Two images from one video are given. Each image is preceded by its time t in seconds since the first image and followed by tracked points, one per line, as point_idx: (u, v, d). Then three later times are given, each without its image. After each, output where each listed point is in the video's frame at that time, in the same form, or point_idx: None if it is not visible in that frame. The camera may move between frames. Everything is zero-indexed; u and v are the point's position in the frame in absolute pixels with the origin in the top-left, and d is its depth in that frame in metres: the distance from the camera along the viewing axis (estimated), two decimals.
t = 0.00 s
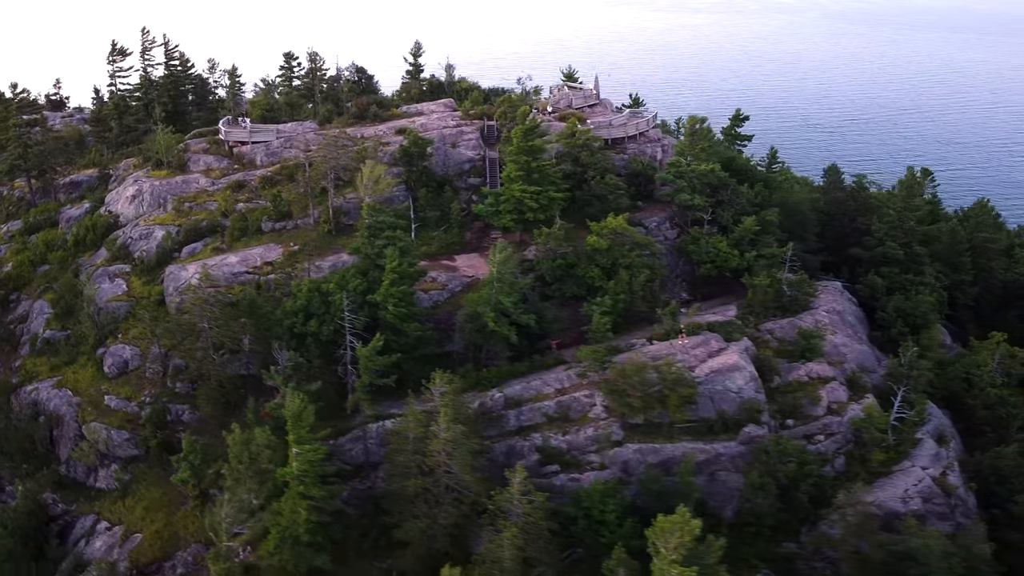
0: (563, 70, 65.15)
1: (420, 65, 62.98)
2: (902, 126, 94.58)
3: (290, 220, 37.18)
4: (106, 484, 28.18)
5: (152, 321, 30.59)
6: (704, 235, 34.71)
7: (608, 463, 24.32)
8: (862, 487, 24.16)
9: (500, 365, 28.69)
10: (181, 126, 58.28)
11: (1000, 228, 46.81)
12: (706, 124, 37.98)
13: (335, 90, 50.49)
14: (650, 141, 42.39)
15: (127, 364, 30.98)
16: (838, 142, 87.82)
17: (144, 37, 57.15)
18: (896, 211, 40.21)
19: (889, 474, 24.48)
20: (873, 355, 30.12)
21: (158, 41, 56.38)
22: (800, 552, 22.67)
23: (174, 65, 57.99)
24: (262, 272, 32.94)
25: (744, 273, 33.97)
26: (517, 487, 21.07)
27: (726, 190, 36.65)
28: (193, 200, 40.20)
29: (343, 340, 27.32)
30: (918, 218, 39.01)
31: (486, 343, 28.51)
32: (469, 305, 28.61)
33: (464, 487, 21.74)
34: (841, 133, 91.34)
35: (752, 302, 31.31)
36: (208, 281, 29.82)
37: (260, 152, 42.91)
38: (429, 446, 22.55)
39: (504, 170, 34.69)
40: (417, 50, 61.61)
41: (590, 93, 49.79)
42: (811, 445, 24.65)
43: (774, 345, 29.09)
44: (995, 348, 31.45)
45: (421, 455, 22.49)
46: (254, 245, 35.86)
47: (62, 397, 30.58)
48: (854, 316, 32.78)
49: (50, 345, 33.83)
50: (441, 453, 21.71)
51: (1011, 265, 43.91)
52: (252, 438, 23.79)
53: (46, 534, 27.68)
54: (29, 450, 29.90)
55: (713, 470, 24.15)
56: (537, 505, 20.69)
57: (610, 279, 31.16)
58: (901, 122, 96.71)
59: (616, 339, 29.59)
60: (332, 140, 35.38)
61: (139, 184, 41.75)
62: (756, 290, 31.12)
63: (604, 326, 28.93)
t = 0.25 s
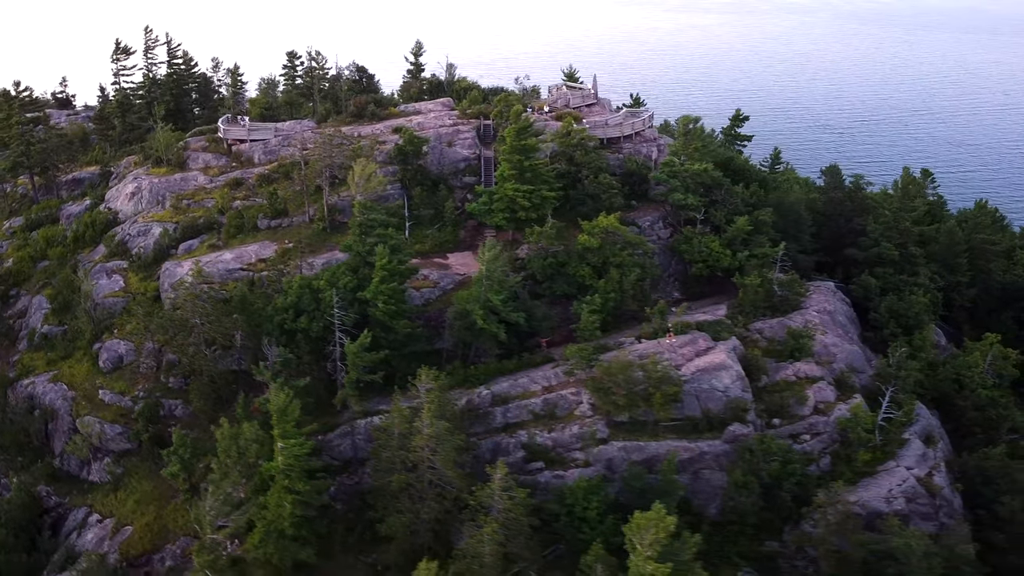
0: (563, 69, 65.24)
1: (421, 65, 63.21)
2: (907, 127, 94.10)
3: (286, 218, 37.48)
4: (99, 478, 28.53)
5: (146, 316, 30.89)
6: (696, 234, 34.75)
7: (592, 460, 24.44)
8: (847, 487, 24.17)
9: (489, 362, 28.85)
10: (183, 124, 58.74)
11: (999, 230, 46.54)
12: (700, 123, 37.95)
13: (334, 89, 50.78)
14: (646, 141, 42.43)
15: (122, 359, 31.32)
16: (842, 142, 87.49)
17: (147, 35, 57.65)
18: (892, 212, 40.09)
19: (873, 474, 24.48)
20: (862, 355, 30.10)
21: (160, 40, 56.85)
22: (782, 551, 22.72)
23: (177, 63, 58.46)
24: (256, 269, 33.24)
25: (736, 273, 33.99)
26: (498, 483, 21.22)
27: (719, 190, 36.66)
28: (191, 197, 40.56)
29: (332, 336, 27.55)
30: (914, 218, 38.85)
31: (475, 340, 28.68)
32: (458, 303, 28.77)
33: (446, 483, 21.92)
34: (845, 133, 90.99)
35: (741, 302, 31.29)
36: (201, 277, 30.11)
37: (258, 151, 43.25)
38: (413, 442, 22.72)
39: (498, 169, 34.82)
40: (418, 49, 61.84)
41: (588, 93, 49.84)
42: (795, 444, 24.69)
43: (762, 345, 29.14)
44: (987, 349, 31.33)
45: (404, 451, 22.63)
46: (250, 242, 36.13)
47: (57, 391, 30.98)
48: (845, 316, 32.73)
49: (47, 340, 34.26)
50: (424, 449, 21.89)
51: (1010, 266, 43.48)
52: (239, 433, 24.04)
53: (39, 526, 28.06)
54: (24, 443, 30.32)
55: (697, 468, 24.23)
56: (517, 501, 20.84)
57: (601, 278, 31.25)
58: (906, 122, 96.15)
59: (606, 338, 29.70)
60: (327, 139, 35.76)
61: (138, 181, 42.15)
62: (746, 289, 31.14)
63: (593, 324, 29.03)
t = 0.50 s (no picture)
0: (564, 69, 65.33)
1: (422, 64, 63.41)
2: (911, 128, 93.68)
3: (282, 216, 37.79)
4: (92, 471, 28.92)
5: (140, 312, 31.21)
6: (688, 234, 34.80)
7: (577, 457, 24.60)
8: (830, 486, 24.23)
9: (478, 360, 29.03)
10: (185, 122, 59.17)
11: (997, 231, 46.40)
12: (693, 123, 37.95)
13: (334, 88, 51.06)
14: (642, 140, 42.48)
15: (117, 354, 31.60)
16: (845, 143, 87.20)
17: (150, 34, 58.10)
18: (888, 213, 39.98)
19: (858, 474, 24.51)
20: (852, 355, 30.10)
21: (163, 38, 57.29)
22: (764, 549, 22.81)
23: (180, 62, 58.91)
24: (251, 266, 33.58)
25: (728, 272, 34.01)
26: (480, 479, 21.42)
27: (713, 189, 36.66)
28: (189, 194, 40.92)
29: (322, 333, 27.80)
30: (910, 219, 38.72)
31: (464, 338, 28.87)
32: (448, 301, 28.96)
33: (430, 479, 22.14)
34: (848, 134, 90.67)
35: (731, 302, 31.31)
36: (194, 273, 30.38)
37: (256, 149, 43.62)
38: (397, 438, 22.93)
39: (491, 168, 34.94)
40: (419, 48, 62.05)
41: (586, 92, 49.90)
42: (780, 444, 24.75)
43: (751, 344, 29.18)
44: (979, 349, 31.24)
45: (389, 447, 22.83)
46: (245, 239, 36.41)
47: (53, 385, 31.39)
48: (837, 316, 32.71)
49: (45, 335, 34.70)
50: (408, 444, 22.11)
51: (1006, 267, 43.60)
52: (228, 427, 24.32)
53: (32, 518, 28.47)
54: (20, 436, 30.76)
55: (681, 466, 24.34)
56: (499, 497, 21.03)
57: (591, 277, 31.35)
58: (911, 123, 95.71)
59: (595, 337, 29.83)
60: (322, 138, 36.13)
61: (138, 178, 42.55)
62: (737, 289, 31.18)
63: (582, 323, 29.16)
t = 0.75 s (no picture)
0: (566, 69, 65.43)
1: (423, 63, 63.63)
2: (917, 129, 93.19)
3: (278, 213, 38.09)
4: (85, 464, 29.30)
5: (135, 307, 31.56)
6: (681, 234, 34.84)
7: (562, 454, 24.76)
8: (815, 486, 24.27)
9: (468, 357, 29.18)
10: (188, 120, 59.60)
11: (996, 233, 46.16)
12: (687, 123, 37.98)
13: (333, 87, 51.35)
14: (638, 140, 42.52)
15: (113, 348, 31.93)
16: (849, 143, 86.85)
17: (154, 33, 58.58)
18: (884, 213, 39.86)
19: (843, 473, 24.53)
20: (842, 355, 30.10)
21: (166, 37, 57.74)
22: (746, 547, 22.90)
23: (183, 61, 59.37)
24: (245, 262, 33.92)
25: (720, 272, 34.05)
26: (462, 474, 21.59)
27: (707, 188, 36.64)
28: (188, 192, 41.29)
29: (312, 329, 28.05)
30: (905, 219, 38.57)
31: (454, 335, 29.03)
32: (438, 298, 29.11)
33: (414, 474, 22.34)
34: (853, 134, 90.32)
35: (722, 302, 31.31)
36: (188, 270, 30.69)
37: (254, 147, 43.93)
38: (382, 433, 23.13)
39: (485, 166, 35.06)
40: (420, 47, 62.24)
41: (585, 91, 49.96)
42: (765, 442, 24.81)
43: (740, 343, 29.22)
44: (971, 350, 31.13)
45: (374, 442, 23.03)
46: (242, 237, 36.72)
47: (49, 378, 31.83)
48: (828, 316, 32.68)
49: (42, 330, 35.15)
50: (392, 440, 22.29)
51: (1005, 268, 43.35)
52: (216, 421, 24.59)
53: (26, 509, 28.89)
54: (16, 428, 31.23)
55: (666, 464, 24.46)
56: (480, 493, 21.18)
57: (582, 275, 31.45)
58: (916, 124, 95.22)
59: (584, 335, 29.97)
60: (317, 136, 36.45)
61: (138, 176, 42.97)
62: (727, 288, 31.20)
63: (571, 321, 29.27)
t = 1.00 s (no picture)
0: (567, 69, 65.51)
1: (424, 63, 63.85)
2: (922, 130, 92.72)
3: (274, 211, 38.41)
4: (79, 457, 29.67)
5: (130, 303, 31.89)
6: (673, 233, 34.89)
7: (547, 451, 24.91)
8: (799, 485, 24.33)
9: (457, 354, 29.37)
10: (190, 118, 60.05)
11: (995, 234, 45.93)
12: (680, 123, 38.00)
13: (333, 85, 51.64)
14: (634, 139, 42.56)
15: (108, 344, 32.31)
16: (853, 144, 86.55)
17: (156, 32, 59.05)
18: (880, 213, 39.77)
19: (827, 473, 24.57)
20: (832, 355, 30.08)
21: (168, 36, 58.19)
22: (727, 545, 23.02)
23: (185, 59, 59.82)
24: (240, 259, 34.23)
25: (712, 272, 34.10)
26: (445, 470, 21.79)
27: (700, 188, 36.65)
28: (186, 189, 41.68)
29: (303, 325, 28.29)
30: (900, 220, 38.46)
31: (443, 332, 29.22)
32: (428, 295, 29.31)
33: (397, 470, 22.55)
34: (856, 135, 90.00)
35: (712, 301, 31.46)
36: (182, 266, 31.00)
37: (253, 144, 44.29)
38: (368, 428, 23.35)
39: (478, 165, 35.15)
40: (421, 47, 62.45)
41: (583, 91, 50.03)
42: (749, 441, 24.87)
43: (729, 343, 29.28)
44: (962, 351, 31.06)
45: (359, 438, 23.24)
46: (238, 234, 37.05)
47: (45, 372, 32.24)
48: (820, 316, 32.66)
49: (40, 325, 35.59)
50: (376, 435, 22.49)
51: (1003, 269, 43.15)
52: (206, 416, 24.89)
53: (21, 501, 29.31)
54: (12, 422, 31.67)
55: (650, 462, 24.58)
56: (462, 488, 21.36)
57: (573, 274, 31.56)
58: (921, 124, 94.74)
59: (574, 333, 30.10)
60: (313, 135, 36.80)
61: (137, 173, 43.39)
62: (718, 288, 31.25)
63: (560, 319, 29.41)
